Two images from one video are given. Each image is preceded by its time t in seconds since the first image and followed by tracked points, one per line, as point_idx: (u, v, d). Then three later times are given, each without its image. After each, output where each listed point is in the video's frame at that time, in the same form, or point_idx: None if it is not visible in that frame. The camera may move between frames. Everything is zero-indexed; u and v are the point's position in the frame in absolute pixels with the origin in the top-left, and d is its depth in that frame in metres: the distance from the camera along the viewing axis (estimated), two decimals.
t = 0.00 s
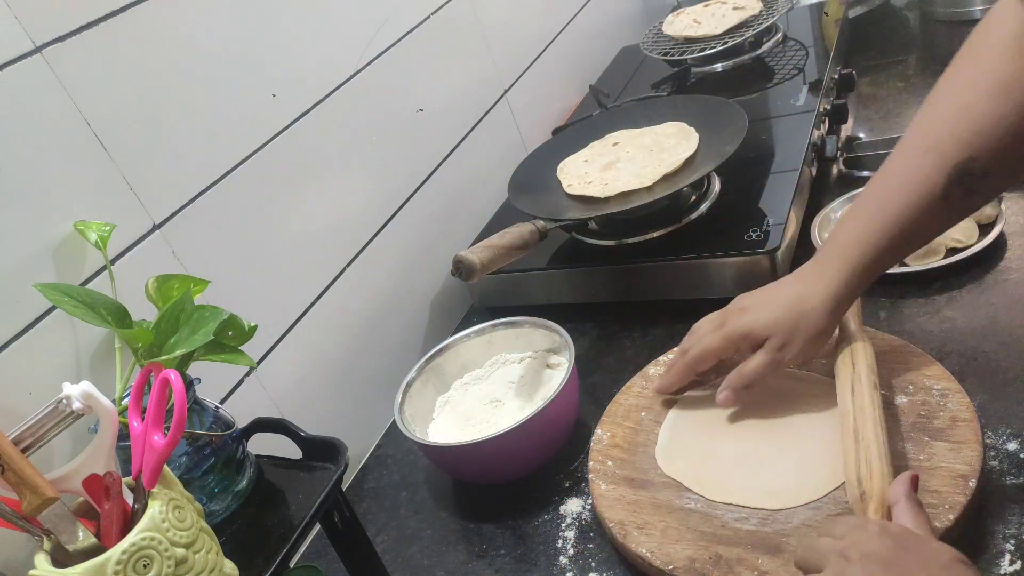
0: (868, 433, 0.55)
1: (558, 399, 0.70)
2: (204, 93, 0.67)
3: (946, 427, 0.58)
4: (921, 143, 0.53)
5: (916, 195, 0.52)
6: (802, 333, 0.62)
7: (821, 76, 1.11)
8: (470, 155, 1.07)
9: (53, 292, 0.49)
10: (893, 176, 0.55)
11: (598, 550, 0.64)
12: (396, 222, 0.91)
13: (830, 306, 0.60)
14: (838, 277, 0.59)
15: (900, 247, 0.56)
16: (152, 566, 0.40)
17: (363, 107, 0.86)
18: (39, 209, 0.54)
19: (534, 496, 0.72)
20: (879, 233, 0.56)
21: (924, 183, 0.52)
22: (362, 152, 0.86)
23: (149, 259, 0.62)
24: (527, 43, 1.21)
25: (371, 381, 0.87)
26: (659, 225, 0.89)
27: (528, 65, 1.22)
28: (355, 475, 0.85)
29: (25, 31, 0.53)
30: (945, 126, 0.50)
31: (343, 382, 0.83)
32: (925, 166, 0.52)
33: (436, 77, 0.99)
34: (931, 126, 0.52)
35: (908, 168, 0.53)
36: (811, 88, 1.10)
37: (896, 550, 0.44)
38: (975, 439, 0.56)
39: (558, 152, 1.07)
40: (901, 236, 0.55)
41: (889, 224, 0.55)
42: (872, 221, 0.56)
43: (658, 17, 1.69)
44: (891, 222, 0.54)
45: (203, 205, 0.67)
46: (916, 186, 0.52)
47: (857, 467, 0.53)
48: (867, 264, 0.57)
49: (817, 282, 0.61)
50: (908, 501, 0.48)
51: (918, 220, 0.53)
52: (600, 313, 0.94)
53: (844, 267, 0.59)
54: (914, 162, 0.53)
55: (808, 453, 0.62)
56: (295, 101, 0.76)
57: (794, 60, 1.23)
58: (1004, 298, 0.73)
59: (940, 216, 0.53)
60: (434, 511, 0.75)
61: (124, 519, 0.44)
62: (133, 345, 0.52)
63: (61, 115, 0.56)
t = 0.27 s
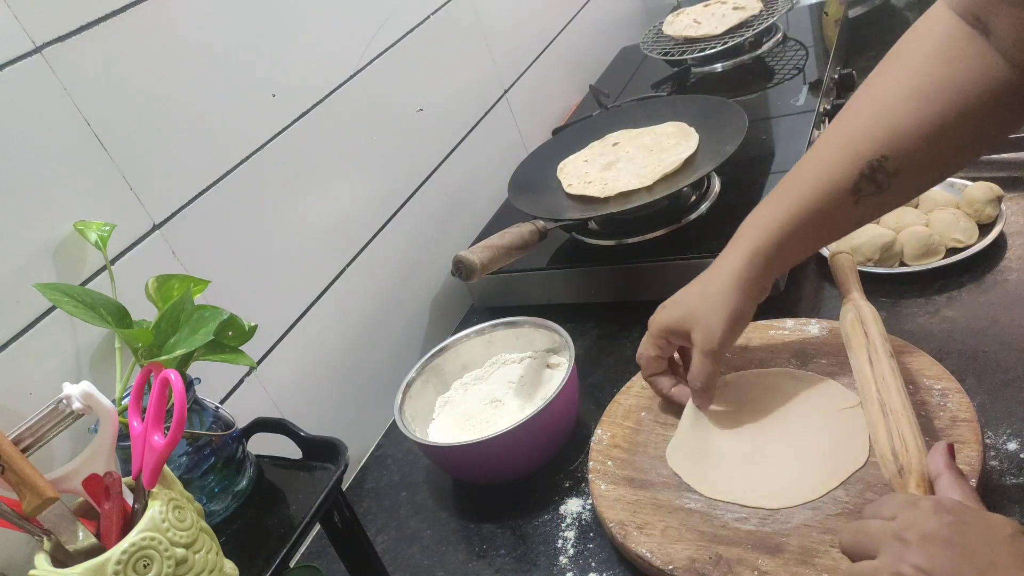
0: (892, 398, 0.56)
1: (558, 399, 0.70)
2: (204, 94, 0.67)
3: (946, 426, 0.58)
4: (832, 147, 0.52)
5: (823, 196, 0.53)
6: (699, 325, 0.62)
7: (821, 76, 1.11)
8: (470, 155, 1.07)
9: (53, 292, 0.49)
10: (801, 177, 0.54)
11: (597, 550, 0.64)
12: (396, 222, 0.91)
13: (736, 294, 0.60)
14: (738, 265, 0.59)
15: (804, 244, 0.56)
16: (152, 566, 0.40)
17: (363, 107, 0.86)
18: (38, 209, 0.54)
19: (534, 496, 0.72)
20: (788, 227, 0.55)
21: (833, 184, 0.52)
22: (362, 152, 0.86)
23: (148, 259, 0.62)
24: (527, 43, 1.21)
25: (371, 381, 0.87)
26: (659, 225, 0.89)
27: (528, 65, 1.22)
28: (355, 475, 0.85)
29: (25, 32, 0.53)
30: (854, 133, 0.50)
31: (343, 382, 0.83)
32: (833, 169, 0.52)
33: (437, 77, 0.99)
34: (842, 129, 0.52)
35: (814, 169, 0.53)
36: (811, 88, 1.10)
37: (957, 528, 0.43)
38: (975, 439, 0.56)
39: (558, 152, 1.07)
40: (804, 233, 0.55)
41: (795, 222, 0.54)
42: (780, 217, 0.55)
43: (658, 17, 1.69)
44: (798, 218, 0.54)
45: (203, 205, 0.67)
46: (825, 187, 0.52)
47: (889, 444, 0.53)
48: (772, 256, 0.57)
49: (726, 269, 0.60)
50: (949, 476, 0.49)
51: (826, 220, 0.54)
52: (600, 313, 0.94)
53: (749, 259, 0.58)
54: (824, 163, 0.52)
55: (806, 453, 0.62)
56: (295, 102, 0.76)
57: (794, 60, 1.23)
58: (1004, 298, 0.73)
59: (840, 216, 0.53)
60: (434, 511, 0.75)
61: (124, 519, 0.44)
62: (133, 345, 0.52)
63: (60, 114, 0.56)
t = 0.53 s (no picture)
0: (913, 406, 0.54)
1: (557, 399, 0.70)
2: (204, 93, 0.67)
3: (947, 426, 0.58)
4: (796, 143, 0.54)
5: (789, 190, 0.55)
6: (676, 309, 0.64)
7: (821, 76, 1.11)
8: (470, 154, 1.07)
9: (52, 292, 0.49)
10: (769, 172, 0.57)
11: (597, 550, 0.64)
12: (396, 222, 0.91)
13: (715, 287, 0.62)
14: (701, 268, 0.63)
15: (775, 233, 0.59)
16: (152, 566, 0.40)
17: (363, 107, 0.86)
18: (38, 209, 0.54)
19: (534, 496, 0.72)
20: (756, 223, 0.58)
21: (796, 180, 0.55)
22: (362, 152, 0.86)
23: (148, 259, 0.62)
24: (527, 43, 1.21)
25: (371, 381, 0.87)
26: (658, 225, 0.89)
27: (528, 65, 1.22)
28: (355, 475, 0.85)
29: (25, 32, 0.53)
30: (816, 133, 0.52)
31: (343, 382, 0.83)
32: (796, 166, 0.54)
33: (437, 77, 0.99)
34: (805, 126, 0.54)
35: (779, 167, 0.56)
36: (811, 88, 1.10)
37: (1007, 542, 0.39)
38: (975, 439, 0.56)
39: (558, 152, 1.07)
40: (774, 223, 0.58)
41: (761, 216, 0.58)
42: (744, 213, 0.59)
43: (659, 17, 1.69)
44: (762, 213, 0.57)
45: (203, 206, 0.67)
46: (789, 182, 0.55)
47: (923, 456, 0.50)
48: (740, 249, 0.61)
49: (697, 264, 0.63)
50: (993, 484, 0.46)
51: (795, 210, 0.56)
52: (600, 313, 0.94)
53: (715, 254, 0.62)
54: (787, 161, 0.55)
55: (803, 451, 0.62)
56: (295, 102, 0.76)
57: (794, 60, 1.23)
58: (1003, 298, 0.72)
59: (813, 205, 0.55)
60: (434, 511, 0.75)
61: (124, 519, 0.44)
62: (133, 345, 0.52)
63: (60, 115, 0.56)
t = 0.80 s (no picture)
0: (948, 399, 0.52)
1: (557, 399, 0.70)
2: (204, 93, 0.67)
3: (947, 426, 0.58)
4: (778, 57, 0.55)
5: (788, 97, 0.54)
6: (674, 236, 0.56)
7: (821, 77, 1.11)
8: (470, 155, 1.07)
9: (52, 292, 0.49)
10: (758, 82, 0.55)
11: (597, 550, 0.64)
12: (396, 221, 0.91)
13: (714, 204, 0.55)
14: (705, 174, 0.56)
15: (761, 148, 0.56)
16: (152, 566, 0.40)
17: (363, 107, 0.86)
18: (39, 210, 0.54)
19: (534, 496, 0.72)
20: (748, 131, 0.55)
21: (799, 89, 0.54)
22: (362, 152, 0.86)
23: (148, 258, 0.62)
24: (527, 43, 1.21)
25: (371, 381, 0.87)
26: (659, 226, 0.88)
27: (528, 65, 1.22)
28: (355, 475, 0.85)
29: (26, 31, 0.53)
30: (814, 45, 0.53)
31: (343, 382, 0.83)
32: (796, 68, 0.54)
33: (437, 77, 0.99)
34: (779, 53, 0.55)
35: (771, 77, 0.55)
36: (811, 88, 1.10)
37: None
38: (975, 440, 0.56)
39: (558, 152, 1.07)
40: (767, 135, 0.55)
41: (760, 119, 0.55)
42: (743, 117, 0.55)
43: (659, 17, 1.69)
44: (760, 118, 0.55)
45: (203, 206, 0.67)
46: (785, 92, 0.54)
47: (952, 450, 0.49)
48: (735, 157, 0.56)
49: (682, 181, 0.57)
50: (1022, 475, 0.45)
51: (782, 122, 0.55)
52: (600, 314, 0.94)
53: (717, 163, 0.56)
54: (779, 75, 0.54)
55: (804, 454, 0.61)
56: (295, 102, 0.76)
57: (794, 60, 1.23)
58: (1003, 298, 0.72)
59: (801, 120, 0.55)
60: (434, 511, 0.75)
61: (124, 519, 0.44)
62: (132, 345, 0.52)
63: (61, 114, 0.56)
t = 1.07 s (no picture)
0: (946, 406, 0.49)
1: (558, 399, 0.70)
2: (204, 93, 0.67)
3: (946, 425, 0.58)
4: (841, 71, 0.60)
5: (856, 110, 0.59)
6: (804, 243, 0.63)
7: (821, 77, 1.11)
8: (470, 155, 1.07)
9: (52, 292, 0.49)
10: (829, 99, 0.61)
11: (597, 550, 0.64)
12: (396, 222, 0.91)
13: (808, 199, 0.63)
14: (794, 188, 0.63)
15: (852, 142, 0.61)
16: (152, 566, 0.40)
17: (364, 107, 0.86)
18: (38, 210, 0.54)
19: (534, 496, 0.72)
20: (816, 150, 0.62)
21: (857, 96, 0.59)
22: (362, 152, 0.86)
23: (148, 258, 0.62)
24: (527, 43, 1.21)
25: (371, 381, 0.87)
26: (659, 225, 0.89)
27: (528, 65, 1.22)
28: (355, 475, 0.85)
29: (25, 31, 0.53)
30: (861, 63, 0.58)
31: (343, 382, 0.83)
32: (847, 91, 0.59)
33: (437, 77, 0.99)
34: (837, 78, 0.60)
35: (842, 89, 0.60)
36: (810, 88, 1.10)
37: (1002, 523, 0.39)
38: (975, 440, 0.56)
39: (558, 152, 1.07)
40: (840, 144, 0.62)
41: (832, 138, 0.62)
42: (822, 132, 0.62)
43: (658, 17, 1.69)
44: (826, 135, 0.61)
45: (203, 206, 0.67)
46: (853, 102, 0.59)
47: (939, 446, 0.48)
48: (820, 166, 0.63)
49: (765, 207, 0.64)
50: (1002, 470, 0.44)
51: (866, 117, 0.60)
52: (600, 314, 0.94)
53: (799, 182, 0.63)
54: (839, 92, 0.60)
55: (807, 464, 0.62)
56: (295, 101, 0.76)
57: (795, 60, 1.23)
58: (1003, 298, 0.72)
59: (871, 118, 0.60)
60: (434, 511, 0.75)
61: (124, 519, 0.44)
62: (133, 345, 0.52)
63: (60, 114, 0.56)
